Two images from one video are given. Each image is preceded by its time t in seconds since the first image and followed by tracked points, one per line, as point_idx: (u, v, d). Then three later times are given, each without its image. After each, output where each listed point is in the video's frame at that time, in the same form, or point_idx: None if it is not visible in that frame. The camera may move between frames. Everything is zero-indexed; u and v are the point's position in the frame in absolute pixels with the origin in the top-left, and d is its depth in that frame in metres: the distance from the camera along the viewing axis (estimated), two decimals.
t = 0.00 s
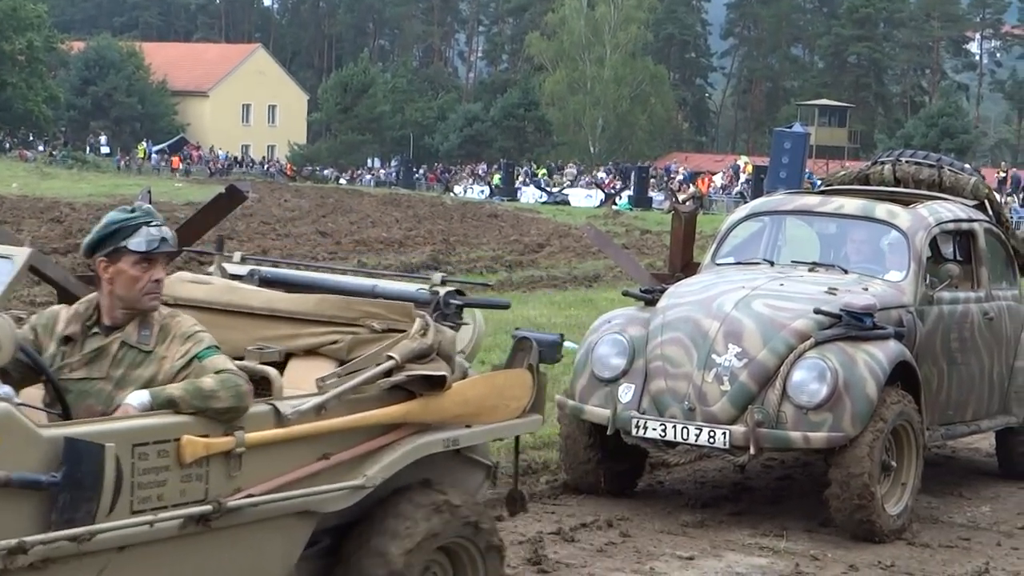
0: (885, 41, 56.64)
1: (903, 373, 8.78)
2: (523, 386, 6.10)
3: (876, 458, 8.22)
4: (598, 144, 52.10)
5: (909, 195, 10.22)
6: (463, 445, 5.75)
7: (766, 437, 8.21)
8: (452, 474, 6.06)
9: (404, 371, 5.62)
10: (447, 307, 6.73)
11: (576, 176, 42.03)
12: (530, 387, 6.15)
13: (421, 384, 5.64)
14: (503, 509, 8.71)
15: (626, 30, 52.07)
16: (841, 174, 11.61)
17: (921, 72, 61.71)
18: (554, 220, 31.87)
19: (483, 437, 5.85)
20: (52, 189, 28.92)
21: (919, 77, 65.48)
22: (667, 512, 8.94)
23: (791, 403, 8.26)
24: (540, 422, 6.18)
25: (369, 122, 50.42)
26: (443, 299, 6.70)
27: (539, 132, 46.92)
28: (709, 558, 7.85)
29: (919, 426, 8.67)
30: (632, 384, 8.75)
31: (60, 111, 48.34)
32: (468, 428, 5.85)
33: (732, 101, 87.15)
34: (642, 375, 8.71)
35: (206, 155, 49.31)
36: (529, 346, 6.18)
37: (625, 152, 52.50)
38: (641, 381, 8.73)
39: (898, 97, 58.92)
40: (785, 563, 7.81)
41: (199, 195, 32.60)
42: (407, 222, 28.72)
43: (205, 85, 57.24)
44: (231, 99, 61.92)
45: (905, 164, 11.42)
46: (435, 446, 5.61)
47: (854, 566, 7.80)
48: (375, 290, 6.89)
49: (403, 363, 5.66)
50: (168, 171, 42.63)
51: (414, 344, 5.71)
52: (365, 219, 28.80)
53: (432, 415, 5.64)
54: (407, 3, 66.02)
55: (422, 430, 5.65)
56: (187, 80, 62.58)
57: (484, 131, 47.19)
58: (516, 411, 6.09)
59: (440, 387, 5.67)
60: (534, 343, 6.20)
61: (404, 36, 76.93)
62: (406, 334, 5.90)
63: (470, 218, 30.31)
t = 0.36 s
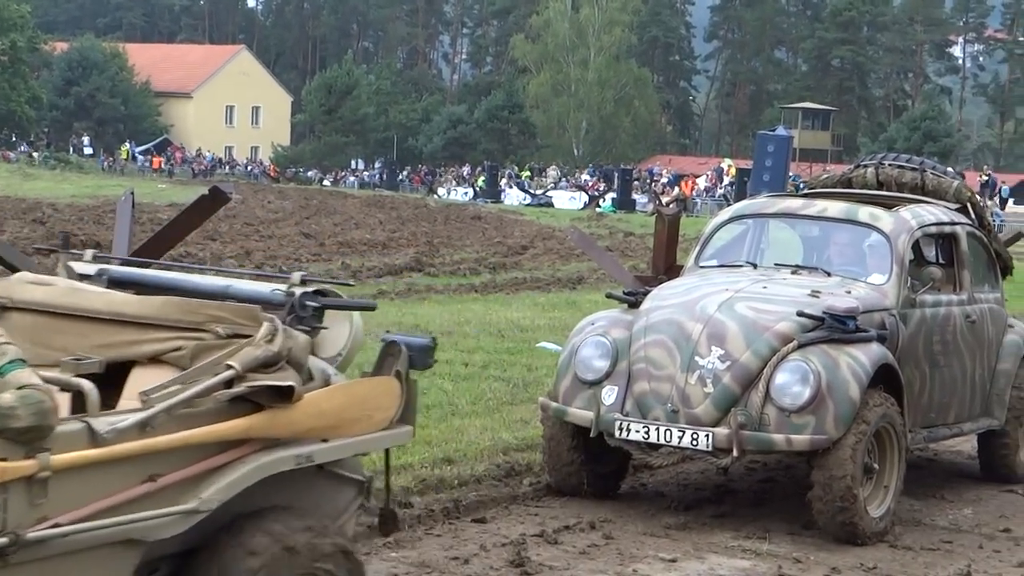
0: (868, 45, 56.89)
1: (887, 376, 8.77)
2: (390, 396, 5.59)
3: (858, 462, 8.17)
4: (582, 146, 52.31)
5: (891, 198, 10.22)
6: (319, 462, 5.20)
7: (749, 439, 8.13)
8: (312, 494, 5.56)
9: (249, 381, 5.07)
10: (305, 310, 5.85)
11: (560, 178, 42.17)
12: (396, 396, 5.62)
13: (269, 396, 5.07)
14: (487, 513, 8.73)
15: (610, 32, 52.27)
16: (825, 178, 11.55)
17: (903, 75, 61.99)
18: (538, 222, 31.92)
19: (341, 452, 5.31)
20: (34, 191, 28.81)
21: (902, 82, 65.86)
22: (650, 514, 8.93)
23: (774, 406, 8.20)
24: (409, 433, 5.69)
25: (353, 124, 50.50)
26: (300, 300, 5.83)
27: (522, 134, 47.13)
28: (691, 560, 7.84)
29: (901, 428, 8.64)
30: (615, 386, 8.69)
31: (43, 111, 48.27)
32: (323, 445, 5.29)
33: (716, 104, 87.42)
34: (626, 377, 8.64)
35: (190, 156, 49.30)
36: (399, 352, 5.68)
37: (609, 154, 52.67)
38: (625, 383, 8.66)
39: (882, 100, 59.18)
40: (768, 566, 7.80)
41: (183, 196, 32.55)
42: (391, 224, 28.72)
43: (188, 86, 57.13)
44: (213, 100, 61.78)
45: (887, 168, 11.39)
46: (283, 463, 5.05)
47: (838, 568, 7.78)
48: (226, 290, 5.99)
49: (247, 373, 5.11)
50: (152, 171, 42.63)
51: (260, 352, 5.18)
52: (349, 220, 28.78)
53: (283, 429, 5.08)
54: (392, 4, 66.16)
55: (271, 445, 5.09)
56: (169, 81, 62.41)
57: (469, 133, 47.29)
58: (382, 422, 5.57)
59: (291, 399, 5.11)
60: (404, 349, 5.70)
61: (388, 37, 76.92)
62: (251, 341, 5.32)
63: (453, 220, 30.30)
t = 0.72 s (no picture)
0: (849, 48, 57.12)
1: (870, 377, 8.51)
2: (209, 404, 4.70)
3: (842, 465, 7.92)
4: (563, 146, 52.45)
5: (876, 201, 10.18)
6: (118, 480, 4.30)
7: (732, 440, 7.81)
8: (127, 515, 4.66)
9: (27, 386, 4.16)
10: (106, 304, 4.67)
11: (541, 178, 42.21)
12: (220, 402, 4.75)
13: (55, 406, 4.14)
14: (469, 511, 8.66)
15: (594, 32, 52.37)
16: (810, 179, 11.50)
17: (886, 79, 62.34)
18: (520, 221, 31.90)
19: (148, 469, 4.42)
20: (15, 185, 28.65)
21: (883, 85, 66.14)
22: (632, 514, 8.84)
23: (757, 407, 7.90)
24: (234, 445, 4.81)
25: (336, 121, 50.45)
26: (103, 292, 4.64)
27: (505, 133, 47.18)
28: (673, 561, 7.74)
29: (884, 431, 8.42)
30: (599, 386, 8.33)
31: (24, 106, 48.12)
32: (125, 460, 4.37)
33: (698, 105, 87.62)
34: (609, 377, 8.29)
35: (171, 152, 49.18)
36: (221, 355, 4.83)
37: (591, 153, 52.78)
38: (609, 383, 8.31)
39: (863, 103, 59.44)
40: (748, 566, 7.69)
41: (164, 192, 32.47)
42: (372, 221, 28.61)
43: (170, 81, 56.95)
44: (195, 96, 61.49)
45: (872, 170, 11.33)
46: (73, 482, 4.15)
47: (817, 569, 7.63)
48: (24, 286, 4.87)
49: (26, 378, 4.17)
50: (134, 167, 42.63)
51: (48, 352, 4.25)
52: (331, 218, 28.72)
53: (69, 444, 4.18)
54: (376, 2, 66.17)
55: (58, 462, 4.19)
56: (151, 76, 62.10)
57: (450, 131, 47.27)
58: (198, 435, 4.66)
59: (81, 410, 4.18)
60: (227, 351, 4.85)
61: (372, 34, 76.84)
62: (36, 342, 4.35)
63: (434, 219, 30.21)
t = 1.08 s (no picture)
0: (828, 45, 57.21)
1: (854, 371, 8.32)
2: None
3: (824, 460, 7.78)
4: (543, 139, 52.43)
5: (860, 197, 9.98)
6: None
7: (717, 434, 7.64)
8: None
9: None
10: None
11: (521, 171, 42.13)
12: None
13: None
14: (449, 504, 8.54)
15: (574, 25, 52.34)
16: (793, 175, 11.33)
17: (865, 75, 62.53)
18: (499, 213, 31.80)
19: None
20: None
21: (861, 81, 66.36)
22: (613, 508, 8.69)
23: (741, 401, 7.72)
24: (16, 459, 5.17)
25: (316, 113, 50.19)
26: None
27: (484, 126, 47.10)
28: (655, 555, 7.62)
29: (867, 427, 8.26)
30: (585, 378, 8.14)
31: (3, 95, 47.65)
32: None
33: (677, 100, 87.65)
34: (595, 370, 8.10)
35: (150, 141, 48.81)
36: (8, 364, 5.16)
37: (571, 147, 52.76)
38: (593, 376, 8.12)
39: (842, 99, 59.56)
40: (729, 561, 7.56)
41: (143, 181, 32.25)
42: (351, 213, 28.51)
43: (150, 71, 56.62)
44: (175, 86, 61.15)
45: (856, 167, 11.09)
46: None
47: (798, 564, 7.52)
48: None
49: None
50: (113, 157, 42.37)
51: None
52: (310, 208, 28.57)
53: None
54: None
55: None
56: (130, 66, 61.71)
57: (431, 124, 47.12)
58: None
59: None
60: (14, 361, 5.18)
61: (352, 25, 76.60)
62: None
63: (413, 211, 30.12)
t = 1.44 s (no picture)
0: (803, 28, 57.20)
1: (831, 353, 8.17)
2: None
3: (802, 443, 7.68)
4: (518, 121, 52.27)
5: (836, 180, 9.79)
6: None
7: (695, 417, 7.49)
8: None
9: None
10: None
11: (496, 153, 41.97)
12: None
13: None
14: (426, 487, 8.40)
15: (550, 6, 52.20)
16: (770, 157, 10.96)
17: (839, 58, 62.58)
18: (474, 196, 31.65)
19: None
20: None
21: (836, 64, 66.41)
22: (589, 491, 8.56)
23: (719, 384, 7.58)
24: None
25: (291, 93, 49.86)
26: None
27: (459, 108, 46.94)
28: (632, 538, 7.51)
29: (845, 409, 8.14)
30: (562, 361, 7.99)
31: None
32: None
33: (653, 83, 87.57)
34: (572, 352, 7.95)
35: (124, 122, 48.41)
36: None
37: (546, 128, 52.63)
38: (571, 358, 7.97)
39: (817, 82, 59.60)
40: (706, 544, 7.44)
41: (116, 162, 31.96)
42: (326, 194, 28.34)
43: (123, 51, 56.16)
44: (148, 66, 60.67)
45: (833, 149, 10.75)
46: None
47: (775, 546, 7.42)
48: None
49: None
50: (86, 138, 42.05)
51: None
52: (285, 190, 28.36)
53: None
54: None
55: None
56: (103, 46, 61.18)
57: (406, 105, 46.87)
58: None
59: None
60: None
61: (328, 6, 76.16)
62: None
63: (389, 192, 29.96)
